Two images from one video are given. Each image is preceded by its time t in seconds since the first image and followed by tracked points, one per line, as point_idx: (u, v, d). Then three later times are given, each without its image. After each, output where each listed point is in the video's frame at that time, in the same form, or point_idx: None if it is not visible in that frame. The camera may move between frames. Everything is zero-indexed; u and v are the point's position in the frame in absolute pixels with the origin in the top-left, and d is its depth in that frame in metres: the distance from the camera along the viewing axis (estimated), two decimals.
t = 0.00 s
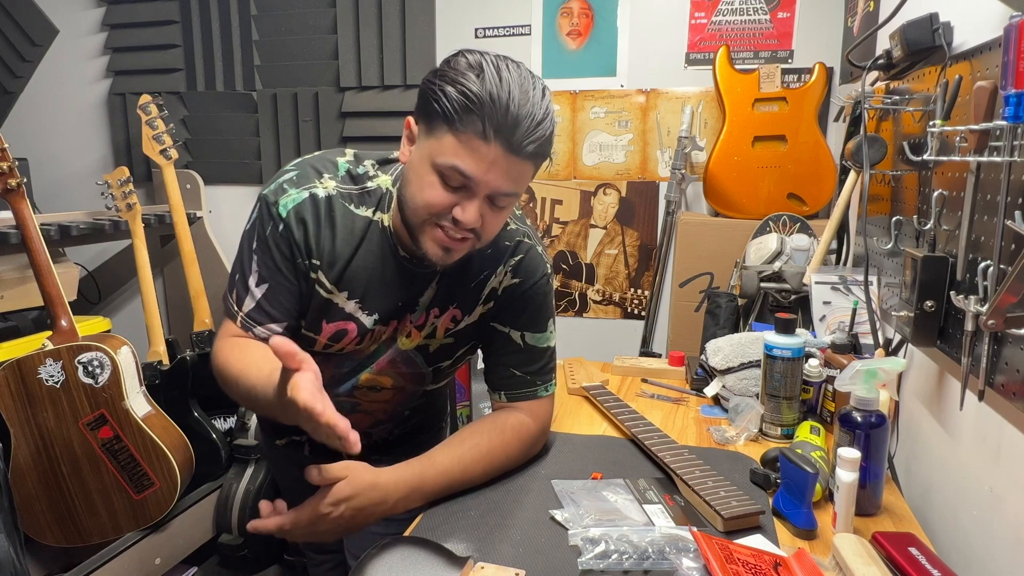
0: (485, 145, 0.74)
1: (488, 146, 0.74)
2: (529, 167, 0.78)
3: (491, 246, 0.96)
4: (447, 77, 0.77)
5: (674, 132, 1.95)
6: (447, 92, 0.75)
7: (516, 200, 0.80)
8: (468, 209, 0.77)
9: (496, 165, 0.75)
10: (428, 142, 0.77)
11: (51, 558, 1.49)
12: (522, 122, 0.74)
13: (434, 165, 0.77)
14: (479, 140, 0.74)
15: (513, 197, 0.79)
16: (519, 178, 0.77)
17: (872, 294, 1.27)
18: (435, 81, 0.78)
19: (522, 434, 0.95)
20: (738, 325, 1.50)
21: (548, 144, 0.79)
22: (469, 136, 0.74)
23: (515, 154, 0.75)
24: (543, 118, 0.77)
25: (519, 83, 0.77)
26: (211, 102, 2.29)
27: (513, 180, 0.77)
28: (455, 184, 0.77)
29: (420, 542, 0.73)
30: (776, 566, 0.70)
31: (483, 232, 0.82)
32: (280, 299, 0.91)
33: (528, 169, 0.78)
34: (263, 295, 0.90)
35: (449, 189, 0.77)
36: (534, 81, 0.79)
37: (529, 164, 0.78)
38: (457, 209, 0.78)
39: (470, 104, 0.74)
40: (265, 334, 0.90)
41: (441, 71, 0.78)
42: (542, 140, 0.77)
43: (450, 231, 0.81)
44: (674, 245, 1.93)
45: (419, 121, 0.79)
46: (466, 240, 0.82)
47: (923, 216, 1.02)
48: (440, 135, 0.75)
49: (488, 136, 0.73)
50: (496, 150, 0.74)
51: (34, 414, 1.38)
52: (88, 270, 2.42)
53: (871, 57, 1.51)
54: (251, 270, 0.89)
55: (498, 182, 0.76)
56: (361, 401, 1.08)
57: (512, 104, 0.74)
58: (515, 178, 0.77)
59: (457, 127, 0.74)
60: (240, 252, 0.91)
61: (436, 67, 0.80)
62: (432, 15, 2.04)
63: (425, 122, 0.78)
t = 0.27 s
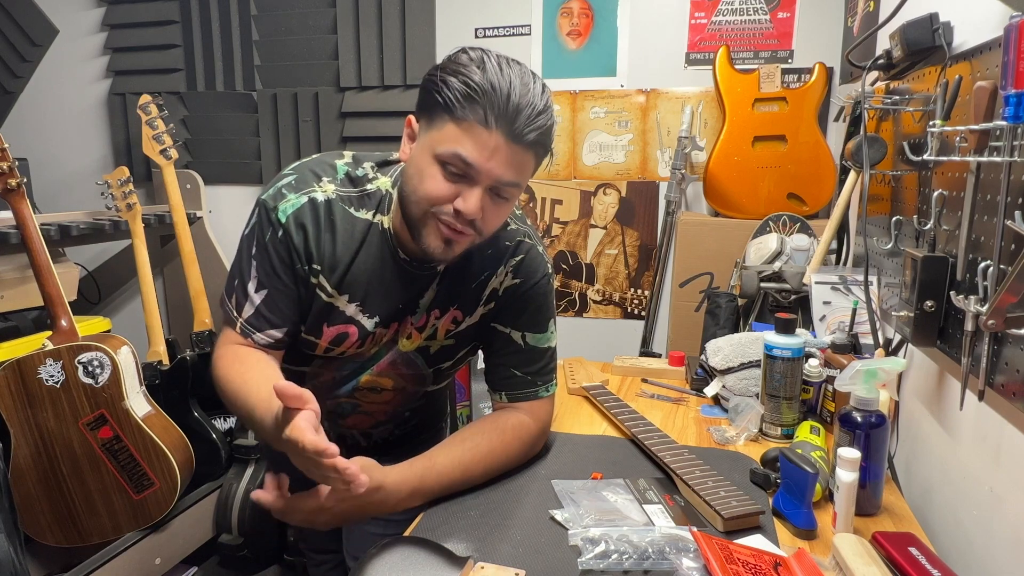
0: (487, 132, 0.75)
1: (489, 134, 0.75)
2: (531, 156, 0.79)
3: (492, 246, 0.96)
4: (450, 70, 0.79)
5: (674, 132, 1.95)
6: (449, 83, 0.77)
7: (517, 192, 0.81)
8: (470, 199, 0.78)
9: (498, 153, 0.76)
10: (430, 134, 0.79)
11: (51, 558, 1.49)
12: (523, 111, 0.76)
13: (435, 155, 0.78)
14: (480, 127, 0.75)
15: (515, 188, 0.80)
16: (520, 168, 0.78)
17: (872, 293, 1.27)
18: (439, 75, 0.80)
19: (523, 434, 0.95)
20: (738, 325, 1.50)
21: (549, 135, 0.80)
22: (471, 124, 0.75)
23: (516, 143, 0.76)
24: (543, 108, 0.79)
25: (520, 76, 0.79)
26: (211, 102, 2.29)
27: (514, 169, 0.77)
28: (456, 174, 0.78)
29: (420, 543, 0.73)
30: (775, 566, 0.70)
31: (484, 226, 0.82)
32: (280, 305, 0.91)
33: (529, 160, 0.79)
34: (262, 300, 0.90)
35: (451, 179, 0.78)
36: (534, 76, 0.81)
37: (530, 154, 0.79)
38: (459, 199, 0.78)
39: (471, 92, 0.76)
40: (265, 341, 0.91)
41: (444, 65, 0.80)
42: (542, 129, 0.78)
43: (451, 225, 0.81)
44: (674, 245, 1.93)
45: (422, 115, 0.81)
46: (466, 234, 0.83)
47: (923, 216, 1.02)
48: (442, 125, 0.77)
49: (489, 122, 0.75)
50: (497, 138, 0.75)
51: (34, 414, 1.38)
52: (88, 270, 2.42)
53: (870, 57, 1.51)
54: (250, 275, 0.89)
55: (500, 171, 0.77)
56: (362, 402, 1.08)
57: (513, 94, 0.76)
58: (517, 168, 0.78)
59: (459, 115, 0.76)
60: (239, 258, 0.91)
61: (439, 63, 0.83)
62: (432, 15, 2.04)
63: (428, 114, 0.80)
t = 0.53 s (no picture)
0: (490, 126, 0.76)
1: (492, 127, 0.76)
2: (534, 150, 0.79)
3: (494, 245, 0.96)
4: (453, 64, 0.80)
5: (674, 132, 1.95)
6: (452, 77, 0.78)
7: (522, 186, 0.81)
8: (474, 194, 0.78)
9: (502, 147, 0.76)
10: (433, 129, 0.79)
11: (51, 558, 1.49)
12: (527, 104, 0.77)
13: (439, 151, 0.78)
14: (484, 121, 0.76)
15: (519, 183, 0.80)
16: (524, 162, 0.79)
17: (872, 293, 1.27)
18: (442, 69, 0.81)
19: (523, 434, 0.95)
20: (738, 325, 1.50)
21: (551, 129, 0.81)
22: (474, 117, 0.76)
23: (519, 137, 0.77)
24: (545, 102, 0.80)
25: (522, 71, 0.80)
26: (211, 102, 2.29)
27: (518, 164, 0.78)
28: (460, 169, 0.78)
29: (420, 543, 0.73)
30: (775, 566, 0.70)
31: (489, 222, 0.83)
32: (269, 304, 0.90)
33: (532, 154, 0.80)
34: (252, 298, 0.89)
35: (454, 174, 0.79)
36: (535, 70, 0.82)
37: (533, 148, 0.79)
38: (463, 194, 0.79)
39: (475, 86, 0.76)
40: (253, 338, 0.91)
41: (446, 60, 0.81)
42: (546, 123, 0.79)
43: (456, 221, 0.81)
44: (674, 245, 1.93)
45: (424, 111, 0.81)
46: (471, 230, 0.83)
47: (923, 216, 1.02)
48: (445, 120, 0.78)
49: (493, 116, 0.75)
50: (501, 132, 0.76)
51: (34, 414, 1.38)
52: (88, 270, 2.42)
53: (870, 57, 1.51)
54: (242, 273, 0.88)
55: (504, 166, 0.77)
56: (362, 403, 1.08)
57: (517, 88, 0.77)
58: (521, 163, 0.78)
59: (463, 109, 0.76)
60: (232, 256, 0.90)
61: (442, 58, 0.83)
62: (433, 15, 2.04)
63: (431, 110, 0.80)
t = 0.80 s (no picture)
0: (489, 126, 0.76)
1: (492, 128, 0.76)
2: (534, 149, 0.79)
3: (495, 245, 0.96)
4: (451, 62, 0.80)
5: (674, 132, 1.94)
6: (450, 76, 0.78)
7: (522, 186, 0.81)
8: (474, 194, 0.78)
9: (502, 147, 0.76)
10: (431, 129, 0.79)
11: (51, 558, 1.49)
12: (526, 104, 0.77)
13: (438, 152, 0.78)
14: (483, 121, 0.76)
15: (519, 183, 0.80)
16: (524, 162, 0.79)
17: (872, 293, 1.27)
18: (439, 67, 0.80)
19: (522, 435, 0.95)
20: (738, 325, 1.50)
21: (551, 127, 0.81)
22: (473, 118, 0.76)
23: (519, 137, 0.77)
24: (545, 100, 0.80)
25: (521, 69, 0.80)
26: (211, 102, 2.29)
27: (518, 164, 0.78)
28: (459, 170, 0.78)
29: (420, 543, 0.73)
30: (775, 566, 0.70)
31: (489, 222, 0.83)
32: (260, 306, 0.91)
33: (532, 153, 0.80)
34: (243, 298, 0.90)
35: (453, 176, 0.79)
36: (534, 68, 0.82)
37: (533, 147, 0.79)
38: (462, 196, 0.79)
39: (473, 86, 0.76)
40: (242, 339, 0.91)
41: (444, 57, 0.81)
42: (545, 122, 0.79)
43: (456, 222, 0.81)
44: (674, 245, 1.93)
45: (422, 110, 0.81)
46: (471, 231, 0.83)
47: (924, 216, 1.02)
48: (444, 120, 0.78)
49: (492, 116, 0.75)
50: (500, 133, 0.76)
51: (34, 414, 1.38)
52: (88, 270, 2.42)
53: (870, 57, 1.51)
54: (236, 273, 0.89)
55: (504, 166, 0.77)
56: (362, 407, 1.08)
57: (516, 87, 0.77)
58: (520, 163, 0.78)
59: (461, 109, 0.76)
60: (226, 256, 0.91)
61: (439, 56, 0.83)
62: (432, 15, 2.04)
63: (430, 109, 0.80)
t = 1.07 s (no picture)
0: (493, 121, 0.76)
1: (495, 122, 0.76)
2: (537, 145, 0.79)
3: (497, 245, 0.97)
4: (455, 57, 0.80)
5: (674, 132, 1.95)
6: (454, 70, 0.78)
7: (524, 183, 0.81)
8: (477, 189, 0.78)
9: (505, 142, 0.76)
10: (434, 124, 0.79)
11: (52, 558, 1.49)
12: (530, 99, 0.77)
13: (440, 147, 0.78)
14: (486, 115, 0.76)
15: (523, 179, 0.81)
16: (527, 158, 0.79)
17: (872, 293, 1.27)
18: (443, 62, 0.81)
19: (521, 436, 0.95)
20: (738, 325, 1.50)
21: (555, 123, 0.81)
22: (476, 112, 0.76)
23: (523, 132, 0.77)
24: (549, 96, 0.80)
25: (525, 64, 0.80)
26: (211, 102, 2.29)
27: (521, 160, 0.78)
28: (462, 165, 0.78)
29: (420, 543, 0.74)
30: (775, 566, 0.70)
31: (491, 218, 0.83)
32: (254, 305, 0.91)
33: (535, 149, 0.79)
34: (238, 297, 0.90)
35: (456, 171, 0.79)
36: (538, 64, 0.82)
37: (536, 143, 0.79)
38: (465, 191, 0.79)
39: (477, 80, 0.76)
40: (236, 337, 0.91)
41: (448, 52, 0.81)
42: (549, 118, 0.79)
43: (456, 217, 0.82)
44: (674, 245, 1.93)
45: (426, 105, 0.81)
46: (473, 227, 0.83)
47: (923, 216, 1.02)
48: (447, 114, 0.78)
49: (496, 110, 0.75)
50: (504, 127, 0.76)
51: (34, 414, 1.38)
52: (88, 270, 2.42)
53: (871, 57, 1.51)
54: (232, 271, 0.90)
55: (507, 161, 0.77)
56: (362, 408, 1.08)
57: (520, 82, 0.77)
58: (524, 158, 0.79)
59: (465, 103, 0.76)
60: (224, 254, 0.92)
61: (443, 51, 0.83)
62: (433, 15, 2.05)
63: (433, 104, 0.80)
